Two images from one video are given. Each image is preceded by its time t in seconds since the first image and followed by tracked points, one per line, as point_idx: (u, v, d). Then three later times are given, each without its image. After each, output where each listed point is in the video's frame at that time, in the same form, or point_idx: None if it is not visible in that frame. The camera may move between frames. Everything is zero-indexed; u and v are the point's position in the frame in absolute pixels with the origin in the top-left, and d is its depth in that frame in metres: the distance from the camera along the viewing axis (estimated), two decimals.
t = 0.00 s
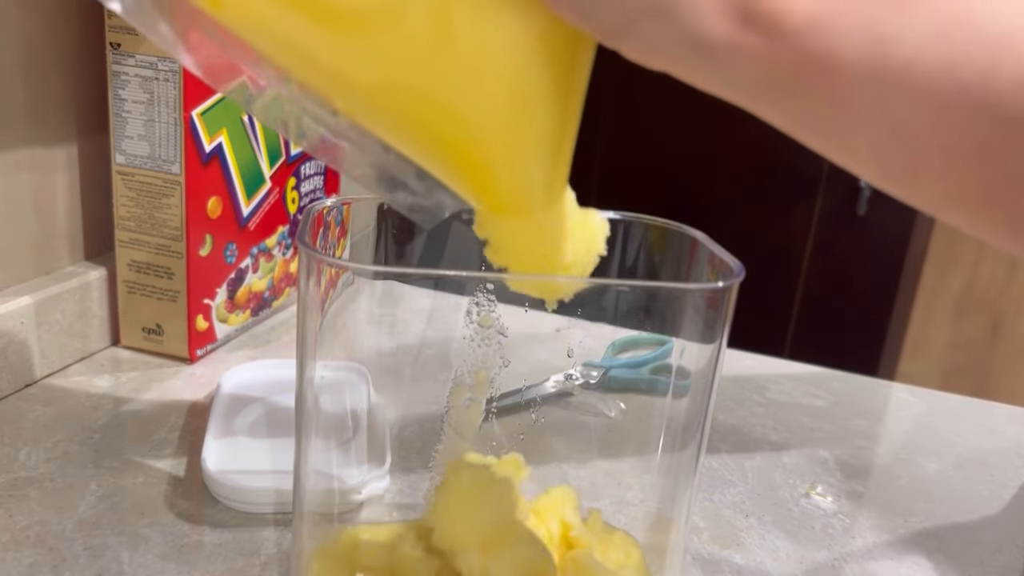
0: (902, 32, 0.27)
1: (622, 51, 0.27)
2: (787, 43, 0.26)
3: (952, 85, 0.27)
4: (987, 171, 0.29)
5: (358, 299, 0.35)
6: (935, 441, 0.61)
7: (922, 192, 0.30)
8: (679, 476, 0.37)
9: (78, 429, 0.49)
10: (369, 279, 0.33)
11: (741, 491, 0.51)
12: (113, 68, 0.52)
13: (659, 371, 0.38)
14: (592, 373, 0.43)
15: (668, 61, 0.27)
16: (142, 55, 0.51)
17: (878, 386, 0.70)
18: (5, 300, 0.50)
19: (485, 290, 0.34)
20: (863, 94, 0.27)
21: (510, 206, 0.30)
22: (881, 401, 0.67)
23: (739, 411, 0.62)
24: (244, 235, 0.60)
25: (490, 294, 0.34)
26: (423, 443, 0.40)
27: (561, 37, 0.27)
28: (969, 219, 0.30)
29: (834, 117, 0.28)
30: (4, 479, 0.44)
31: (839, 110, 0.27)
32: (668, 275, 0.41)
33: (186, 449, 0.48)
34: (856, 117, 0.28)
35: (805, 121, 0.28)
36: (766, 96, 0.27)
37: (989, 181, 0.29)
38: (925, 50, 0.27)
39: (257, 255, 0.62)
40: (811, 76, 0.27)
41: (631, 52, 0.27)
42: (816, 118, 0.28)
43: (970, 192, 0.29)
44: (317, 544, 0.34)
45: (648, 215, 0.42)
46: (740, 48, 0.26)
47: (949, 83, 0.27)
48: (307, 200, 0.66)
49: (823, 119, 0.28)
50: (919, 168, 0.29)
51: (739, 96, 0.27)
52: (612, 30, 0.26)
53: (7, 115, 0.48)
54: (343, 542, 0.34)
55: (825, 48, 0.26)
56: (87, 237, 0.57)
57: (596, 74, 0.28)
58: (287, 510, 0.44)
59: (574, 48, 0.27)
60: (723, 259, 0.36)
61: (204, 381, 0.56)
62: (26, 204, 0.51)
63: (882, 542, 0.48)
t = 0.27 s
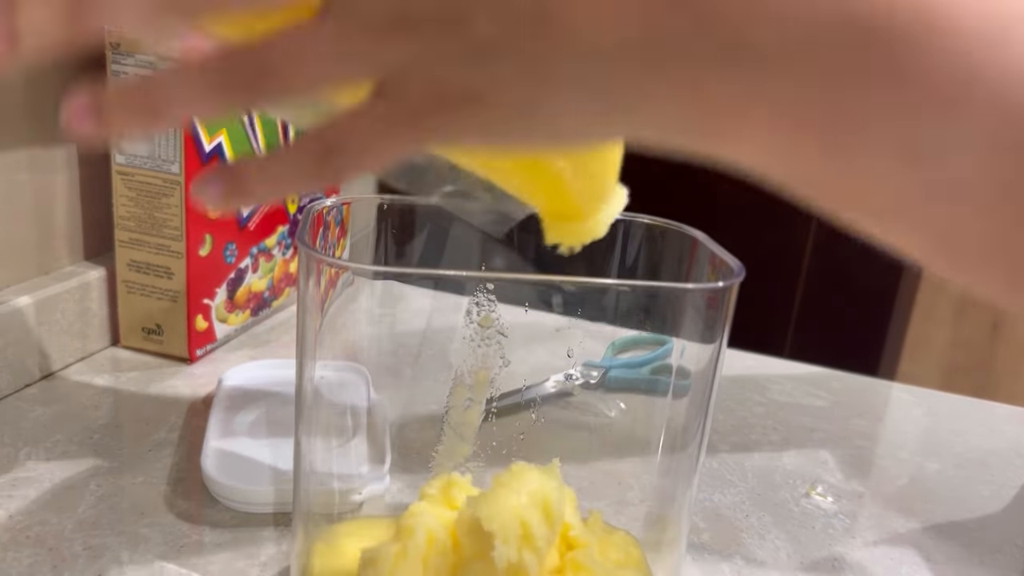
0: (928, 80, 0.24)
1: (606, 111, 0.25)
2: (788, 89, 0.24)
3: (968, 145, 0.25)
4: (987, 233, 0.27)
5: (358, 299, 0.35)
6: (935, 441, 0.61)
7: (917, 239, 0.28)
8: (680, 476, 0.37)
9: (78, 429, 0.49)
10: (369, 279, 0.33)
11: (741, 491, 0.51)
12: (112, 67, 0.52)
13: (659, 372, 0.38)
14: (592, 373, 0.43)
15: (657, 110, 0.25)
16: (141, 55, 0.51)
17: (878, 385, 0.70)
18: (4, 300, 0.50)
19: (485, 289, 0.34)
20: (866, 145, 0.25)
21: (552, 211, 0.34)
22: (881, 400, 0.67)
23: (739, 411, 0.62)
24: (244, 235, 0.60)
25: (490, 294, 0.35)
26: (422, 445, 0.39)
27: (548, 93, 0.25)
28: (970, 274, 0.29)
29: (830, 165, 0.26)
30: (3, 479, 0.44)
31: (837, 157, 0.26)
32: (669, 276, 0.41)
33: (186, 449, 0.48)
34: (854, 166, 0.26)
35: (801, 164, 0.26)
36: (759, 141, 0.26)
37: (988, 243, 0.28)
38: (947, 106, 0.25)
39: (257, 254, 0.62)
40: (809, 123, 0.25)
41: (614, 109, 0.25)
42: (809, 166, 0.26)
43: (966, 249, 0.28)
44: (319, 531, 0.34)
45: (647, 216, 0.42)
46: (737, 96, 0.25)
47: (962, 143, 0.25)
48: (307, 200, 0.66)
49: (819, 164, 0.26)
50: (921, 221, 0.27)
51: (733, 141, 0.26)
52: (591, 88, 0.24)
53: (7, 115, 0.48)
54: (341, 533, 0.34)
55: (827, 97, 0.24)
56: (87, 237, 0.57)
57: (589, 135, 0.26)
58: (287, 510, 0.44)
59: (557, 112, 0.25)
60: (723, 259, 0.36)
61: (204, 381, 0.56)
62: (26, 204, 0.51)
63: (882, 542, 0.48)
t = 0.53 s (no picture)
0: None
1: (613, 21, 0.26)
2: None
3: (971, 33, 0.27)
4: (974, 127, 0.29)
5: (358, 300, 0.35)
6: (935, 441, 0.61)
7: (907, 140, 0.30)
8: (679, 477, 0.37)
9: (77, 429, 0.49)
10: (369, 279, 0.33)
11: (742, 491, 0.51)
12: (112, 67, 0.52)
13: (659, 372, 0.38)
14: (592, 373, 0.44)
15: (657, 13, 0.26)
16: (141, 54, 0.51)
17: (878, 386, 0.70)
18: (4, 300, 0.50)
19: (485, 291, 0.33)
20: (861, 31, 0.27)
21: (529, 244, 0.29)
22: (880, 401, 0.67)
23: (740, 411, 0.62)
24: (244, 235, 0.60)
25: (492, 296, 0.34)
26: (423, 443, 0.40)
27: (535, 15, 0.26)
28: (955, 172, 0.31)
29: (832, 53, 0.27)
30: (3, 479, 0.44)
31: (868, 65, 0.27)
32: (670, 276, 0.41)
33: (186, 449, 0.48)
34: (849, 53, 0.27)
35: (802, 38, 0.27)
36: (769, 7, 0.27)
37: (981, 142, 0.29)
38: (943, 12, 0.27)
39: (257, 254, 0.62)
40: None
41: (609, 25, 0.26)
42: (813, 75, 0.28)
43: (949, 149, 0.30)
44: (320, 529, 0.34)
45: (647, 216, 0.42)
46: None
47: (951, 38, 0.27)
48: (307, 199, 0.66)
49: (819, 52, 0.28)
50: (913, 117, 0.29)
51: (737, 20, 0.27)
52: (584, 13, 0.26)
53: (7, 115, 0.48)
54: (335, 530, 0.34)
55: None
56: (87, 237, 0.57)
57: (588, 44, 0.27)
58: (287, 510, 0.44)
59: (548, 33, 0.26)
60: (723, 259, 0.36)
61: (204, 381, 0.56)
62: (26, 204, 0.51)
63: (883, 543, 0.48)
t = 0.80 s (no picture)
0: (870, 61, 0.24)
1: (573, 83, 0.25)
2: (730, 78, 0.24)
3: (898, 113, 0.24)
4: (978, 230, 0.25)
5: (358, 299, 0.35)
6: (935, 441, 0.61)
7: (900, 253, 0.27)
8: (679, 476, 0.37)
9: (77, 429, 0.49)
10: (369, 279, 0.33)
11: (742, 491, 0.51)
12: (112, 67, 0.52)
13: (659, 372, 0.38)
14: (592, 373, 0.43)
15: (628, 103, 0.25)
16: (141, 54, 0.51)
17: (878, 386, 0.70)
18: (4, 300, 0.50)
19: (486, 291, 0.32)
20: (818, 146, 0.25)
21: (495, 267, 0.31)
22: (880, 400, 0.67)
23: (740, 411, 0.62)
24: (244, 234, 0.60)
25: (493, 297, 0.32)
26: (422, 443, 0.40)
27: (515, 72, 0.24)
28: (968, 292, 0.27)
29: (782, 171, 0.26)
30: (3, 479, 0.44)
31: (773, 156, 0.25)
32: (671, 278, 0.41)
33: (186, 449, 0.48)
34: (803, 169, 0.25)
35: (750, 163, 0.26)
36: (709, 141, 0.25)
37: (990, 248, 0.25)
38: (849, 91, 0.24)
39: (257, 254, 0.62)
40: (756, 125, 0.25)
41: (576, 87, 0.25)
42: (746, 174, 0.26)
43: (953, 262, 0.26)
44: (321, 529, 0.35)
45: (648, 215, 0.42)
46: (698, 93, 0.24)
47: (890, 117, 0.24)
48: (307, 199, 0.66)
49: (773, 171, 0.26)
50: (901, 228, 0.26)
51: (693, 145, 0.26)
52: (561, 70, 0.24)
53: (7, 115, 0.48)
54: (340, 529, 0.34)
55: (766, 83, 0.24)
56: (87, 237, 0.57)
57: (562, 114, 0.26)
58: (287, 510, 0.44)
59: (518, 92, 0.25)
60: (723, 259, 0.36)
61: (204, 381, 0.56)
62: (26, 204, 0.51)
63: (882, 543, 0.48)
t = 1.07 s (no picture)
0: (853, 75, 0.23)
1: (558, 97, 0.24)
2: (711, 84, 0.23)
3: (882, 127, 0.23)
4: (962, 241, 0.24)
5: (359, 299, 0.34)
6: (935, 441, 0.61)
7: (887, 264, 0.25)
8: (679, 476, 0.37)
9: (78, 429, 0.49)
10: (369, 279, 0.33)
11: (742, 492, 0.51)
12: (112, 67, 0.52)
13: (659, 372, 0.38)
14: (592, 373, 0.42)
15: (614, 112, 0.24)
16: (141, 54, 0.51)
17: (878, 386, 0.70)
18: (4, 300, 0.50)
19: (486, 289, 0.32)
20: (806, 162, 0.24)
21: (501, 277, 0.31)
22: (880, 400, 0.67)
23: (740, 411, 0.62)
24: (244, 235, 0.60)
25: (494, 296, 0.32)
26: (422, 443, 0.39)
27: (510, 95, 0.24)
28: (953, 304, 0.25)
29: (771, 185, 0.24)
30: (3, 479, 0.44)
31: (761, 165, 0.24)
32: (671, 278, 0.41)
33: (186, 449, 0.48)
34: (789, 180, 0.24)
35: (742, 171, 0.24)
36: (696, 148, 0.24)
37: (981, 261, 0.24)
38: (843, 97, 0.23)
39: (257, 254, 0.62)
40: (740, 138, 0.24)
41: (569, 103, 0.24)
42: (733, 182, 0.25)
43: (937, 272, 0.25)
44: (320, 529, 0.35)
45: (648, 216, 0.42)
46: (686, 105, 0.23)
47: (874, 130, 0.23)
48: (307, 199, 0.66)
49: (763, 180, 0.24)
50: (889, 240, 0.24)
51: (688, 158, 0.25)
52: (556, 90, 0.23)
53: (7, 115, 0.48)
54: (340, 528, 0.34)
55: (753, 92, 0.23)
56: (87, 237, 0.57)
57: (551, 127, 0.25)
58: (287, 510, 0.44)
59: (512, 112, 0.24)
60: (724, 259, 0.36)
61: (204, 381, 0.56)
62: (26, 204, 0.51)
63: (882, 543, 0.48)
